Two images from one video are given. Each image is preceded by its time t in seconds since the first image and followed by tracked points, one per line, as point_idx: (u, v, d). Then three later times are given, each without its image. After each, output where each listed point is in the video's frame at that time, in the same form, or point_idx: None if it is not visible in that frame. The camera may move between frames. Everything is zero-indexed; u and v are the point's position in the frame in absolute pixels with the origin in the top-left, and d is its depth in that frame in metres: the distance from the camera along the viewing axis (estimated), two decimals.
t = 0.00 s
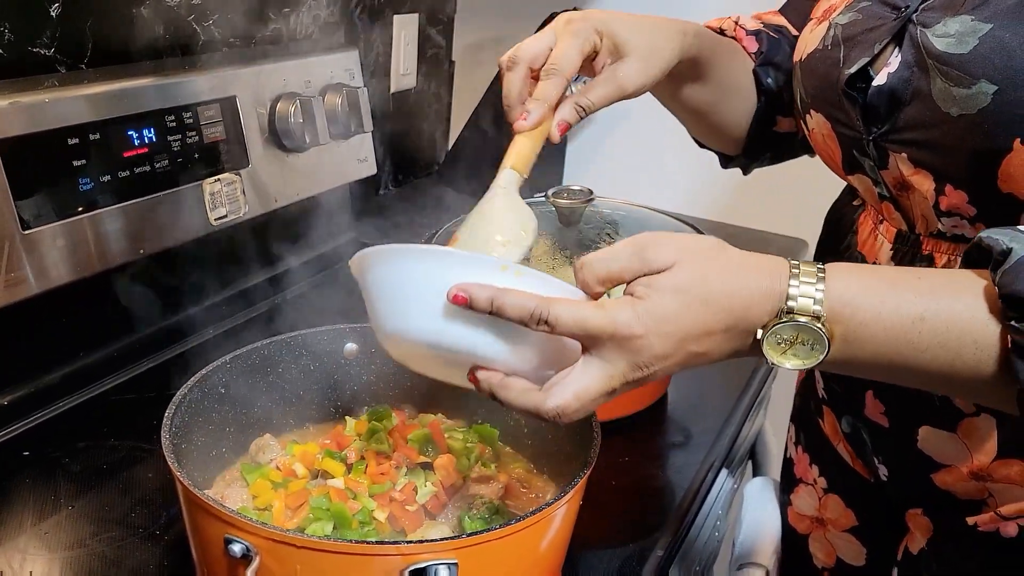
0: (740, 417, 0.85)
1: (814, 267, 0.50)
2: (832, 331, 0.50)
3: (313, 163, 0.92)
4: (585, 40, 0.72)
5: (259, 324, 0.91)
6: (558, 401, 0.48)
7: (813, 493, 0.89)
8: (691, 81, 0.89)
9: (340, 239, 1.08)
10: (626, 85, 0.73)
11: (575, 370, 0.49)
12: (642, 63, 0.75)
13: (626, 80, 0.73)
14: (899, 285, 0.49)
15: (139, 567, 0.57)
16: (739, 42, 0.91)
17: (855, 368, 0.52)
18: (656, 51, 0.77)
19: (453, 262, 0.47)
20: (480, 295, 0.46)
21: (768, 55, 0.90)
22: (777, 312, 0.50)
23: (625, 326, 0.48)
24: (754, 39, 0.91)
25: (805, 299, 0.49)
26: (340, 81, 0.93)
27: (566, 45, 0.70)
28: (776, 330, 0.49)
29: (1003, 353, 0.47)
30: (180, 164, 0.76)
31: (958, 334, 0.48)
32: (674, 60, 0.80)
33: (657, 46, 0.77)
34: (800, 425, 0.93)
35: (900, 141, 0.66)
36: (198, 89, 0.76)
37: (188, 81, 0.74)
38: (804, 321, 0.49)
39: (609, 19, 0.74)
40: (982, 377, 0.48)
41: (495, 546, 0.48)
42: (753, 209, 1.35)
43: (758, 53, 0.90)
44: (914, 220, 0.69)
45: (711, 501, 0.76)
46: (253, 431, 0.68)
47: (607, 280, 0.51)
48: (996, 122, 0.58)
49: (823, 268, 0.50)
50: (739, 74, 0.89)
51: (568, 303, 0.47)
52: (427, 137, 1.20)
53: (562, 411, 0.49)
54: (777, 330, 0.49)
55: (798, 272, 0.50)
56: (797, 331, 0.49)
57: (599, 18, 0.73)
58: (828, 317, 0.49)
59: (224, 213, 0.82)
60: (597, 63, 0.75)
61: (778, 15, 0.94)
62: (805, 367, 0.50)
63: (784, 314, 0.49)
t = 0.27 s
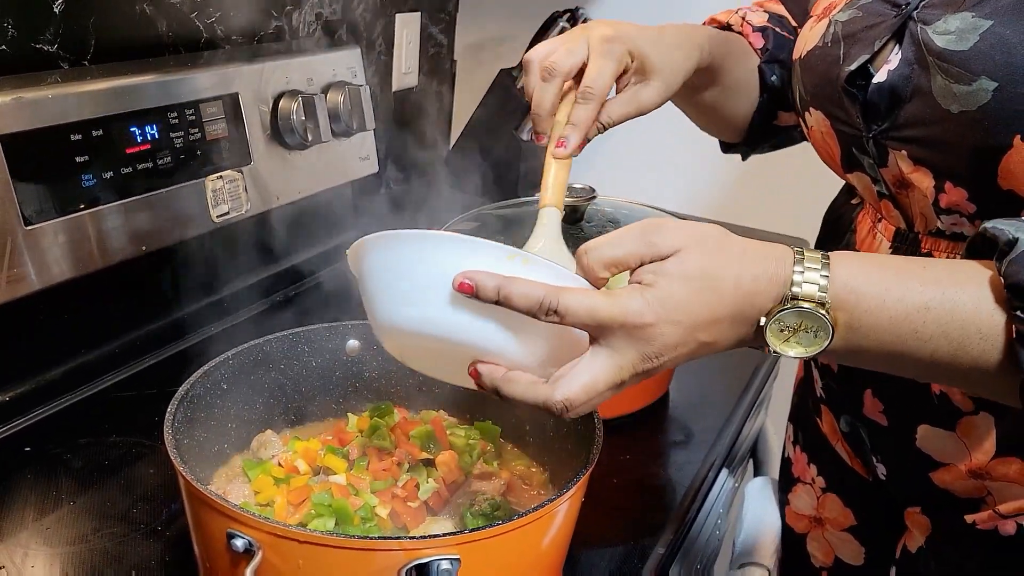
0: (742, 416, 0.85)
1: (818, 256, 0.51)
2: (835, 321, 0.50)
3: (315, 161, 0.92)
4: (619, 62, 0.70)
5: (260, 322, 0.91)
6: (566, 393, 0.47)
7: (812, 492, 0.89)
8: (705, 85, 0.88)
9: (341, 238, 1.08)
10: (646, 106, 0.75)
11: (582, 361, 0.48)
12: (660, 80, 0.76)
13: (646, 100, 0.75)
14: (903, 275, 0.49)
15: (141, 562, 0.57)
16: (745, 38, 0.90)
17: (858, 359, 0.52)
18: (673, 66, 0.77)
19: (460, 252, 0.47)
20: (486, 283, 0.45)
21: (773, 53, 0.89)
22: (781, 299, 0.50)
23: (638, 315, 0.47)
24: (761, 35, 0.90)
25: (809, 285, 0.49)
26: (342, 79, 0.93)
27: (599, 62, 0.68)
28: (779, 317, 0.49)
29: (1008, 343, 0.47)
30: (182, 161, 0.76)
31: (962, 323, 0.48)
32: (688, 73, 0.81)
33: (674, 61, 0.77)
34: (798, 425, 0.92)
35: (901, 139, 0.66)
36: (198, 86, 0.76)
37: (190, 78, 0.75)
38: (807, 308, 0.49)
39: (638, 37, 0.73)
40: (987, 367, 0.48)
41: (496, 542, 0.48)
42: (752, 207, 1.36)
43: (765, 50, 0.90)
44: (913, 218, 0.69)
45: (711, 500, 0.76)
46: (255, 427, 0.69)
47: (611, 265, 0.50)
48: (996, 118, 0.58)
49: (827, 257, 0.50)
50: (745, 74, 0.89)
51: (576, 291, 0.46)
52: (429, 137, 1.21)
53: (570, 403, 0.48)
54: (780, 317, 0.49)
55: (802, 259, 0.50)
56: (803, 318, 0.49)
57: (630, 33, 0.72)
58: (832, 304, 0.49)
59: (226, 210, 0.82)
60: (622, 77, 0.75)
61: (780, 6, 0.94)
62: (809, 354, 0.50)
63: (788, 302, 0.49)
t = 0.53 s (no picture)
0: (742, 417, 0.85)
1: (811, 268, 0.51)
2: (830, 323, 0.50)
3: (316, 161, 0.92)
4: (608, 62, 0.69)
5: (260, 322, 0.91)
6: (575, 403, 0.46)
7: (812, 492, 0.89)
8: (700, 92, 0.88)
9: (341, 238, 1.08)
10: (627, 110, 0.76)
11: (587, 373, 0.47)
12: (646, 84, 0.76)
13: (627, 106, 0.76)
14: (896, 283, 0.49)
15: (140, 563, 0.57)
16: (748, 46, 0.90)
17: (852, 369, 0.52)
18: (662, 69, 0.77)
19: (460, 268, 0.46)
20: (487, 296, 0.44)
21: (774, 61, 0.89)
22: (775, 307, 0.50)
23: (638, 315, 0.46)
24: (763, 43, 0.90)
25: (801, 293, 0.49)
26: (343, 80, 0.93)
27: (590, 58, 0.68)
28: (775, 324, 0.49)
29: (1000, 349, 0.47)
30: (182, 161, 0.76)
31: (955, 328, 0.48)
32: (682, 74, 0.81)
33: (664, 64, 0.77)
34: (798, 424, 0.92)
35: (898, 139, 0.65)
36: (198, 86, 0.76)
37: (190, 78, 0.75)
38: (803, 312, 0.48)
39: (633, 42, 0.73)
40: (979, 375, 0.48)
41: (497, 543, 0.48)
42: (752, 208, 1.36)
43: (766, 59, 0.89)
44: (912, 218, 0.69)
45: (712, 501, 0.75)
46: (254, 428, 0.68)
47: (609, 277, 0.50)
48: (993, 119, 0.58)
49: (819, 269, 0.51)
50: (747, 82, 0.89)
51: (579, 297, 0.45)
52: (430, 137, 1.20)
53: (580, 413, 0.46)
54: (775, 324, 0.49)
55: (794, 270, 0.50)
56: (799, 325, 0.49)
57: (626, 37, 0.72)
58: (826, 309, 0.49)
59: (226, 210, 0.82)
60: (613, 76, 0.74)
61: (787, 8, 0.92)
62: (807, 364, 0.50)
63: (782, 308, 0.49)
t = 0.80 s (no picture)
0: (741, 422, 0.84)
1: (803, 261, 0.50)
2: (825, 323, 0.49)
3: (314, 165, 0.92)
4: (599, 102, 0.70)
5: (259, 325, 0.90)
6: (572, 392, 0.46)
7: (812, 496, 0.89)
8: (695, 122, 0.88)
9: (340, 241, 1.08)
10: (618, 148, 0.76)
11: (583, 363, 0.47)
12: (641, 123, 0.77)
13: (619, 144, 0.76)
14: (890, 278, 0.49)
15: (137, 568, 0.57)
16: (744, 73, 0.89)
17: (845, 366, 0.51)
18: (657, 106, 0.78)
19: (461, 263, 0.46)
20: (483, 288, 0.44)
21: (770, 87, 0.88)
22: (768, 299, 0.49)
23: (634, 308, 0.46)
24: (760, 68, 0.89)
25: (794, 285, 0.49)
26: (342, 83, 0.93)
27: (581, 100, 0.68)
28: (768, 316, 0.48)
29: (991, 344, 0.47)
30: (181, 164, 0.76)
31: (945, 323, 0.48)
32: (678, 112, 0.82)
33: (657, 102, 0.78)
34: (798, 427, 0.91)
35: (898, 141, 0.65)
36: (197, 90, 0.76)
37: (189, 81, 0.75)
38: (795, 305, 0.48)
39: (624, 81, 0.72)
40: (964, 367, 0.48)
41: (495, 550, 0.48)
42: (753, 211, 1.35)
43: (762, 86, 0.89)
44: (913, 220, 0.69)
45: (711, 506, 0.75)
46: (252, 432, 0.68)
47: (606, 271, 0.50)
48: (992, 121, 0.57)
49: (811, 261, 0.50)
50: (741, 109, 0.89)
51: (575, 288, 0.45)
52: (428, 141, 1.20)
53: (577, 403, 0.46)
54: (768, 316, 0.48)
55: (787, 263, 0.50)
56: (790, 317, 0.48)
57: (618, 77, 0.72)
58: (819, 302, 0.49)
59: (225, 214, 0.82)
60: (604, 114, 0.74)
61: (788, 23, 0.90)
62: (799, 356, 0.50)
63: (775, 301, 0.49)
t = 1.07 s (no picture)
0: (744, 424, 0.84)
1: (829, 265, 0.50)
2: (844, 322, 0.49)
3: (317, 166, 0.92)
4: (612, 80, 0.70)
5: (262, 326, 0.90)
6: (609, 407, 0.45)
7: (817, 496, 0.88)
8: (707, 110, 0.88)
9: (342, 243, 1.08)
10: (632, 129, 0.77)
11: (615, 378, 0.46)
12: (654, 105, 0.77)
13: (632, 125, 0.76)
14: (908, 282, 0.49)
15: (141, 570, 0.57)
16: (756, 62, 0.90)
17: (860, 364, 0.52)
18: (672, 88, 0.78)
19: (486, 283, 0.45)
20: (512, 308, 0.43)
21: (784, 76, 0.89)
22: (795, 302, 0.49)
23: (665, 319, 0.46)
24: (772, 58, 0.89)
25: (821, 289, 0.49)
26: (345, 85, 0.93)
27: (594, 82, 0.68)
28: (795, 320, 0.49)
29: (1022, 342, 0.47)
30: (184, 166, 0.76)
31: (975, 322, 0.48)
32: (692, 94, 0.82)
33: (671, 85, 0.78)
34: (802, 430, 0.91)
35: (914, 135, 0.65)
36: (200, 91, 0.76)
37: (192, 83, 0.75)
38: (822, 309, 0.48)
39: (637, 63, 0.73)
40: (993, 369, 0.48)
41: (501, 551, 0.48)
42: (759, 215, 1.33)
43: (775, 74, 0.89)
44: (926, 216, 0.69)
45: (714, 507, 0.75)
46: (256, 434, 0.68)
47: (633, 282, 0.49)
48: (1016, 115, 0.58)
49: (837, 264, 0.50)
50: (756, 95, 0.89)
51: (605, 301, 0.44)
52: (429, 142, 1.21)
53: (614, 417, 0.45)
54: (795, 320, 0.49)
55: (813, 266, 0.50)
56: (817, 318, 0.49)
57: (631, 61, 0.73)
58: (846, 304, 0.49)
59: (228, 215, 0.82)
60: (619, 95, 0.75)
61: (798, 19, 0.91)
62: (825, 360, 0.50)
63: (803, 304, 0.49)
